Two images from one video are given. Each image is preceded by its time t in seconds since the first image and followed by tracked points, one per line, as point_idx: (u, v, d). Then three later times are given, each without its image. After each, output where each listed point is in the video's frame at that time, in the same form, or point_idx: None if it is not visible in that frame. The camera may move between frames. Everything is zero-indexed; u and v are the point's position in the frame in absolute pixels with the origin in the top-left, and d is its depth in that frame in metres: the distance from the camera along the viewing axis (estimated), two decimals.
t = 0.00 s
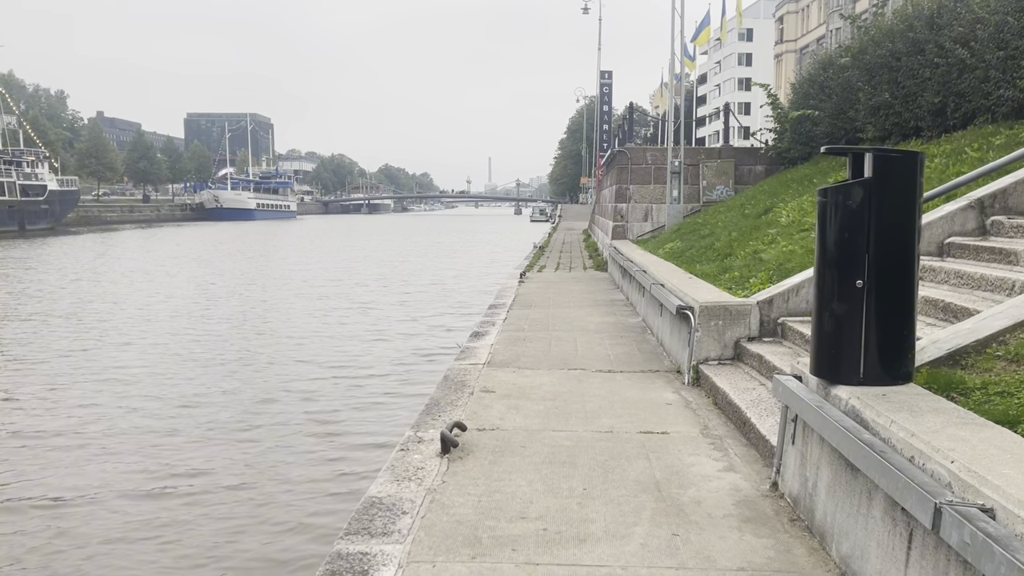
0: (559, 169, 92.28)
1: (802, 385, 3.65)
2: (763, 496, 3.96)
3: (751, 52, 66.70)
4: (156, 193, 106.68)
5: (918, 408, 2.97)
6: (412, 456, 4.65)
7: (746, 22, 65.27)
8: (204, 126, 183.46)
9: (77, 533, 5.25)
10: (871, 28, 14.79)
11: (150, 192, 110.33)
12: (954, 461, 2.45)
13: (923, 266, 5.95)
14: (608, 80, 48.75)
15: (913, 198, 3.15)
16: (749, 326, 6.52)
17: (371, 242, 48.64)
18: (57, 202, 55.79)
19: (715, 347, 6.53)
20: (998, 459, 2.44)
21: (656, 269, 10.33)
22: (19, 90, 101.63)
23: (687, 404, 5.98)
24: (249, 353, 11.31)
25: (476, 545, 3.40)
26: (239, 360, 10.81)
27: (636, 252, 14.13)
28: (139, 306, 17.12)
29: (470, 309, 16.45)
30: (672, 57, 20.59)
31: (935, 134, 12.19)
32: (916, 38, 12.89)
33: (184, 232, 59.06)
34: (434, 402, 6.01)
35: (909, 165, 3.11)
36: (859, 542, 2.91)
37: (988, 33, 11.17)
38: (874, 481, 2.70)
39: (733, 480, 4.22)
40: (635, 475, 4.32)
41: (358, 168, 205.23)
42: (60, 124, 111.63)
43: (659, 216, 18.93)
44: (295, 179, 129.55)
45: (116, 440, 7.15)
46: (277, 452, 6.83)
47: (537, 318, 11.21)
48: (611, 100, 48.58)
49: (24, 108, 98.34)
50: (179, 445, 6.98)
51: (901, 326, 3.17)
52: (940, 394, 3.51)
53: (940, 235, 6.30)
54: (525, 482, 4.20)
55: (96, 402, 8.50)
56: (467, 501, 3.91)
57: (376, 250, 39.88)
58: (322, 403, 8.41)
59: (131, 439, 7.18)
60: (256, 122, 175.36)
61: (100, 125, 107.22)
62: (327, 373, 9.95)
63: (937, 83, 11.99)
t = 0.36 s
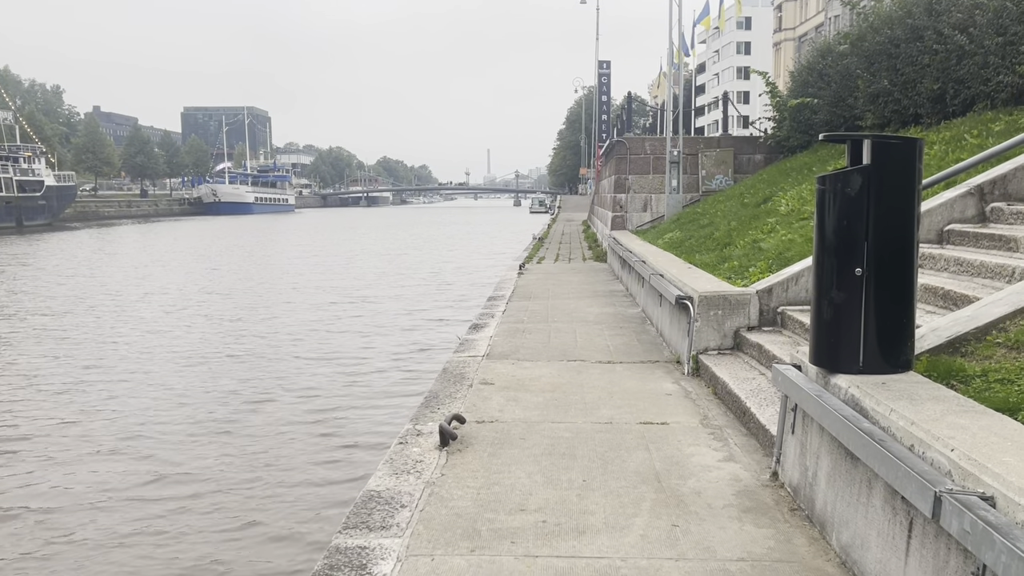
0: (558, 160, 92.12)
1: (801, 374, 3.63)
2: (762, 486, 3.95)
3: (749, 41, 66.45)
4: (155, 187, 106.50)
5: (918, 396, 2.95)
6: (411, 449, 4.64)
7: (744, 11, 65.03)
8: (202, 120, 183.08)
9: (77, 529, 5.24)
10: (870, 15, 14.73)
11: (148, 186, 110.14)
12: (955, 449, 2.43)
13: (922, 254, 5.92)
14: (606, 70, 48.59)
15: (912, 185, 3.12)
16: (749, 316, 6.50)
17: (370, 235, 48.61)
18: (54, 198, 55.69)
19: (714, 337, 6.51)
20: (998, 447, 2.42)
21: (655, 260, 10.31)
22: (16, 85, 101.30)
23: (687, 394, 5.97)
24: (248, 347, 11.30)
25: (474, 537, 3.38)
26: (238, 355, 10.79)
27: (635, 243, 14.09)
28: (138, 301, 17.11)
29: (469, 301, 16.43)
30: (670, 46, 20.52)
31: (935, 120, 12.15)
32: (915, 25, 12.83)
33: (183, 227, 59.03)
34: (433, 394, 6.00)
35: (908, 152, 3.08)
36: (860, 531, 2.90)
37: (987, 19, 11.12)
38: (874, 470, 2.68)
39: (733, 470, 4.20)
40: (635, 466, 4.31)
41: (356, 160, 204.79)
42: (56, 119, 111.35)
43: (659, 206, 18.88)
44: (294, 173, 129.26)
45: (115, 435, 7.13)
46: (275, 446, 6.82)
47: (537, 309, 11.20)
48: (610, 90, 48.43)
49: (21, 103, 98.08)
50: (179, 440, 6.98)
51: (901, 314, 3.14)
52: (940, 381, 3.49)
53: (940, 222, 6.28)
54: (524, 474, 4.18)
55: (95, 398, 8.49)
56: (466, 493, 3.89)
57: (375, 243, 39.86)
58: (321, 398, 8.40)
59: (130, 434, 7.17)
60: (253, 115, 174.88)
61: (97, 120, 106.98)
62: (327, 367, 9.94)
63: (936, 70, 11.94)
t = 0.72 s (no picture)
0: (558, 152, 91.97)
1: (801, 364, 3.62)
2: (764, 476, 3.95)
3: (749, 30, 66.18)
4: (154, 183, 106.43)
5: (918, 385, 2.94)
6: (412, 443, 4.64)
7: None
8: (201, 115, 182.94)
9: (80, 525, 5.25)
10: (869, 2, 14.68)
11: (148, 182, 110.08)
12: (954, 438, 2.43)
13: (922, 242, 5.91)
14: (605, 60, 48.46)
15: (911, 174, 3.10)
16: (749, 307, 6.50)
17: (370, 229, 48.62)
18: (55, 195, 55.69)
19: (715, 327, 6.50)
20: (997, 436, 2.42)
21: (655, 250, 10.29)
22: (14, 82, 101.15)
23: (688, 385, 5.96)
24: (249, 343, 11.31)
25: (475, 531, 3.38)
26: (239, 350, 10.80)
27: (636, 233, 14.05)
28: (140, 297, 17.14)
29: (470, 295, 16.44)
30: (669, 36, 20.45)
31: (934, 108, 12.12)
32: (914, 12, 12.78)
33: (183, 222, 59.04)
34: (433, 388, 6.00)
35: (906, 140, 3.07)
36: (860, 522, 2.89)
37: (986, 5, 11.10)
38: (874, 459, 2.67)
39: (734, 461, 4.20)
40: (636, 458, 4.30)
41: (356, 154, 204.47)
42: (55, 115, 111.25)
43: (659, 197, 18.82)
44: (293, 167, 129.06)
45: (117, 432, 7.15)
46: (276, 442, 6.82)
47: (537, 301, 11.19)
48: (610, 80, 48.32)
49: (20, 100, 98.02)
50: (181, 436, 6.99)
51: (900, 303, 3.13)
52: (940, 370, 3.48)
53: (940, 210, 6.26)
54: (525, 467, 4.18)
55: (97, 394, 8.50)
56: (467, 487, 3.89)
57: (376, 237, 39.85)
58: (322, 393, 8.40)
59: (131, 431, 7.18)
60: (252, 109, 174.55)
61: (96, 116, 106.91)
62: (328, 362, 9.95)
63: (935, 57, 11.90)
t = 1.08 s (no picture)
0: (566, 144, 91.72)
1: (810, 356, 3.61)
2: (774, 468, 3.94)
3: (756, 19, 65.69)
4: (163, 180, 106.91)
5: (928, 376, 2.93)
6: (421, 438, 4.65)
7: None
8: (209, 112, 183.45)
9: (94, 522, 5.29)
10: None
11: (157, 179, 110.52)
12: (964, 429, 2.42)
13: (932, 231, 5.87)
14: (612, 51, 48.25)
15: (919, 163, 3.08)
16: (757, 298, 6.48)
17: (379, 224, 48.70)
18: (65, 193, 55.98)
19: (723, 319, 6.48)
20: (1008, 426, 2.41)
21: (664, 242, 10.27)
22: (24, 81, 101.67)
23: (697, 376, 5.95)
24: (259, 339, 11.35)
25: (485, 525, 3.39)
26: (249, 346, 10.84)
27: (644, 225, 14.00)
28: (151, 295, 17.25)
29: (479, 289, 16.45)
30: (676, 26, 20.35)
31: (944, 95, 12.02)
32: None
33: (192, 219, 59.28)
34: (442, 382, 6.02)
35: (914, 130, 3.05)
36: (871, 513, 2.89)
37: None
38: (883, 451, 2.66)
39: (743, 452, 4.20)
40: (645, 450, 4.30)
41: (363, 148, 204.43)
42: (65, 114, 111.76)
43: (666, 187, 18.81)
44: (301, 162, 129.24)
45: (129, 430, 7.20)
46: (287, 437, 6.85)
47: (546, 294, 11.19)
48: (617, 71, 48.13)
49: (29, 99, 98.55)
50: (192, 433, 7.03)
51: (909, 293, 3.12)
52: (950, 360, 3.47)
53: (949, 198, 6.22)
54: (534, 460, 4.19)
55: (109, 392, 8.56)
56: (476, 481, 3.91)
57: (385, 232, 39.94)
58: (332, 388, 8.43)
59: (144, 428, 7.22)
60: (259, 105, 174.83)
61: (104, 113, 107.36)
62: (338, 357, 9.98)
63: (944, 43, 11.79)
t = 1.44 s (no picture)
0: (587, 138, 91.34)
1: (830, 350, 3.56)
2: (793, 463, 3.90)
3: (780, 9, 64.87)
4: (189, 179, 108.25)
5: (949, 369, 2.88)
6: (439, 433, 4.66)
7: None
8: (233, 110, 185.27)
9: (118, 517, 5.37)
10: None
11: (183, 178, 111.86)
12: (985, 424, 2.37)
13: (956, 222, 5.77)
14: (633, 44, 47.94)
15: (940, 152, 3.02)
16: (779, 291, 6.41)
17: (401, 220, 48.88)
18: (93, 192, 56.84)
19: (744, 313, 6.43)
20: None
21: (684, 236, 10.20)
22: (52, 83, 103.19)
23: (717, 371, 5.90)
24: (281, 336, 11.45)
25: (501, 521, 3.39)
26: (272, 344, 10.93)
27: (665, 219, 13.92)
28: (176, 292, 17.47)
29: (500, 285, 16.46)
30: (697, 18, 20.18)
31: (970, 83, 11.79)
32: None
33: (217, 217, 59.91)
34: (461, 377, 6.03)
35: (935, 119, 2.98)
36: (891, 509, 2.84)
37: None
38: (903, 446, 2.62)
39: (763, 447, 4.16)
40: (663, 445, 4.27)
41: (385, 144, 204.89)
42: (92, 114, 113.45)
43: (688, 180, 18.65)
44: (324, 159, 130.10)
45: (152, 427, 7.29)
46: (308, 434, 6.90)
47: (566, 289, 11.16)
48: (638, 64, 47.83)
49: (57, 99, 100.19)
50: (214, 430, 7.10)
51: (931, 286, 3.06)
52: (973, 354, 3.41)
53: (974, 188, 6.11)
54: (551, 456, 4.18)
55: (134, 389, 8.68)
56: (493, 477, 3.90)
57: (407, 228, 40.11)
58: (353, 386, 8.47)
59: (168, 425, 7.31)
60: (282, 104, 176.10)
61: (131, 113, 108.89)
62: (359, 354, 10.03)
63: (970, 31, 11.57)
